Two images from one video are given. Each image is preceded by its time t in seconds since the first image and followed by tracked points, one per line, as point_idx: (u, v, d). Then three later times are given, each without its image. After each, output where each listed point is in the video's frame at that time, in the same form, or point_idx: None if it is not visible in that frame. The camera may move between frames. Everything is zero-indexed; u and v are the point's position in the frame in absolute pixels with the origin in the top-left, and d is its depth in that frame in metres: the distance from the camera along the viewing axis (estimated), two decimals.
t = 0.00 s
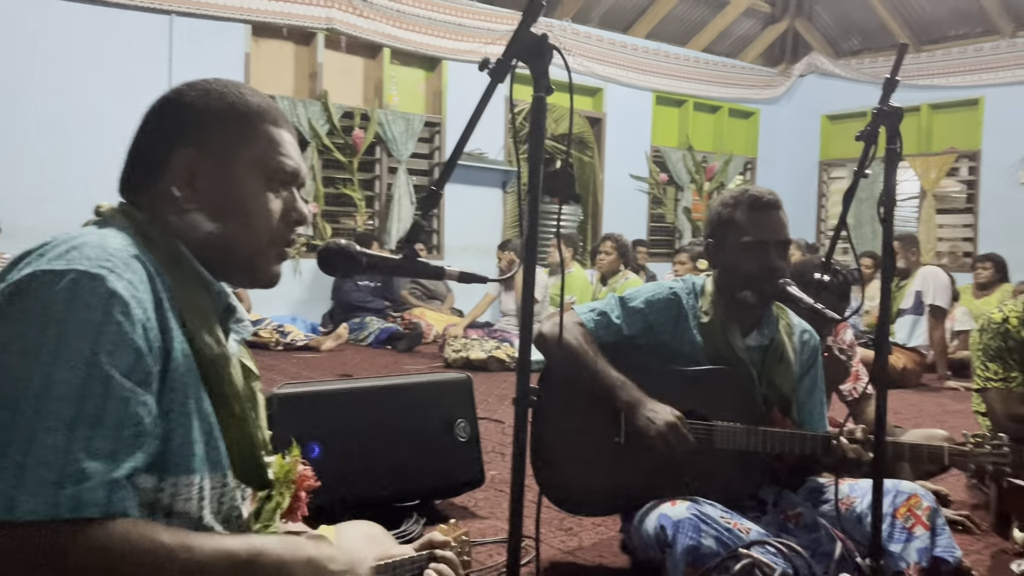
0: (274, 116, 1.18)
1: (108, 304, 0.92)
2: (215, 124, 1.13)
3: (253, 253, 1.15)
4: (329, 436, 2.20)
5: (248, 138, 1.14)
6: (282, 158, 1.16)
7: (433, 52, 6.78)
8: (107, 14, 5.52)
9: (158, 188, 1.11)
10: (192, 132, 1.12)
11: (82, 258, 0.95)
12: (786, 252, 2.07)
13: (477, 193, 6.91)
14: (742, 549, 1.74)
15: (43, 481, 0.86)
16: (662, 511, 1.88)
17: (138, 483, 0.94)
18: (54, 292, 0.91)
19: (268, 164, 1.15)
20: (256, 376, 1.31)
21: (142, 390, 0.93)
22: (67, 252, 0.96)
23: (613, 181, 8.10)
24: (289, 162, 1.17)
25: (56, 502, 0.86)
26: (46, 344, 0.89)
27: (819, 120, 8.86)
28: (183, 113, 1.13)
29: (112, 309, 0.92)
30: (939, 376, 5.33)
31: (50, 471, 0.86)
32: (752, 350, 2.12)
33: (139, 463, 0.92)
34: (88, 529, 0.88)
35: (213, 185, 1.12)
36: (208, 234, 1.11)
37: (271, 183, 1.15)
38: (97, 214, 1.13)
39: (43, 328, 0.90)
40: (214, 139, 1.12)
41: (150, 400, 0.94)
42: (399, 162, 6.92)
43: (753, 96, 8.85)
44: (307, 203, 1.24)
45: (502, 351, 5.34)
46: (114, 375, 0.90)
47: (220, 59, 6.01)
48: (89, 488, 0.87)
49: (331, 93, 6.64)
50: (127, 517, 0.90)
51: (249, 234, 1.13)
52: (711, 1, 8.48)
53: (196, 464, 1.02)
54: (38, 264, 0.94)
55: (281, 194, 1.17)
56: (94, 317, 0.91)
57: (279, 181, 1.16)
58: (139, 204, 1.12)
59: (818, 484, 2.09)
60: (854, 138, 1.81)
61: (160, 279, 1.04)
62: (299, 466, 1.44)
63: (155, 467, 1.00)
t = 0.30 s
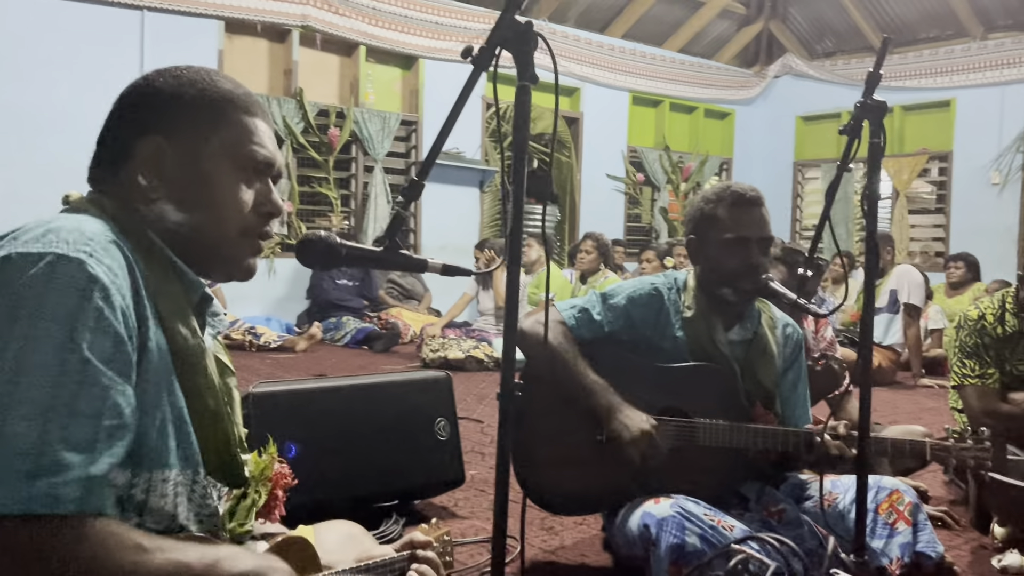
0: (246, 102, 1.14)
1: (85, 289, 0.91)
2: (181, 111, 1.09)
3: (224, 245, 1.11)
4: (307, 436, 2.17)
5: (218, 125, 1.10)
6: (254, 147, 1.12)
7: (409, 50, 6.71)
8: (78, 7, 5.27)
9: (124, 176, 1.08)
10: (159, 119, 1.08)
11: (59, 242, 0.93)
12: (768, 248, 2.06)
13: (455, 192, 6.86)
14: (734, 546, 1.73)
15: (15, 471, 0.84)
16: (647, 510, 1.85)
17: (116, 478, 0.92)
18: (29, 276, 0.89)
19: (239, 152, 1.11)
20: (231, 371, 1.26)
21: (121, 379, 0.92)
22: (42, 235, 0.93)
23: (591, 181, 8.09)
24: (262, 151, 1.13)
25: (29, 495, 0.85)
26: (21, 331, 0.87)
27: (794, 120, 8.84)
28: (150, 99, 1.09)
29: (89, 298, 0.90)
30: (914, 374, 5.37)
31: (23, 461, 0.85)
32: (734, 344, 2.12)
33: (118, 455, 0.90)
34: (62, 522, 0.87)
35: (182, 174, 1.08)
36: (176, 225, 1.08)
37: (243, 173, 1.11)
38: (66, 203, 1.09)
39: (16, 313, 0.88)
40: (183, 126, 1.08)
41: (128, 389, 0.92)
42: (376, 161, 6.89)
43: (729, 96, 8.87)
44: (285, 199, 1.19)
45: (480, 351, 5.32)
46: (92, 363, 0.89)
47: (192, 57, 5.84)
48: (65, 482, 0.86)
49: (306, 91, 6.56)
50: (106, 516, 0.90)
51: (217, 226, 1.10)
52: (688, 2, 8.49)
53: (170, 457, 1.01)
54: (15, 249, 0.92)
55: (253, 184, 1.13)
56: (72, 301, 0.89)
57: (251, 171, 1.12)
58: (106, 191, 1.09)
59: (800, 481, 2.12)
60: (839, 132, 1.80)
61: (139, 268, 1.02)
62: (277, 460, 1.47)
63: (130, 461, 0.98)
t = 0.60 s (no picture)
0: (227, 92, 1.12)
1: (69, 280, 0.88)
2: (160, 100, 1.06)
3: (202, 236, 1.09)
4: (286, 436, 2.13)
5: (197, 116, 1.08)
6: (235, 137, 1.10)
7: (390, 48, 6.67)
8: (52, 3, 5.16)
9: (102, 167, 1.05)
10: (135, 109, 1.06)
11: (38, 233, 0.89)
12: (753, 246, 2.05)
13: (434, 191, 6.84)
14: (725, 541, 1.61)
15: None
16: (631, 508, 1.85)
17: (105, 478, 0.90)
18: (9, 267, 0.86)
19: (219, 143, 1.09)
20: (214, 367, 1.26)
21: (106, 372, 0.89)
22: (19, 226, 0.90)
23: (570, 181, 8.10)
24: (244, 142, 1.11)
25: (15, 492, 0.83)
26: None
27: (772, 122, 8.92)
28: (127, 89, 1.06)
29: (73, 290, 0.87)
30: (890, 372, 5.43)
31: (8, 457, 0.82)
32: (718, 341, 2.12)
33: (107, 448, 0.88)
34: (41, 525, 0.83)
35: (159, 166, 1.05)
36: (156, 217, 1.06)
37: (223, 163, 1.09)
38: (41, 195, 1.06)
39: None
40: (162, 114, 1.06)
41: (112, 384, 0.89)
42: (355, 159, 6.82)
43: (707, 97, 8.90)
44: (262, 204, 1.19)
45: (460, 350, 5.30)
46: (77, 356, 0.86)
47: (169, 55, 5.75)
48: (53, 481, 0.83)
49: (285, 88, 6.51)
50: (94, 517, 0.87)
51: (197, 217, 1.08)
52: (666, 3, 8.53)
53: (151, 454, 0.98)
54: None
55: (233, 174, 1.11)
56: (54, 293, 0.87)
57: (232, 161, 1.10)
58: (83, 182, 1.06)
59: (784, 479, 2.12)
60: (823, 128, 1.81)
61: (120, 261, 0.99)
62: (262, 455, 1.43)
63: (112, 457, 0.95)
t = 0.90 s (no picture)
0: (218, 82, 1.12)
1: (44, 270, 0.87)
2: (150, 86, 1.05)
3: (191, 224, 1.09)
4: (270, 434, 2.10)
5: (188, 104, 1.07)
6: (225, 126, 1.10)
7: (371, 46, 6.69)
8: None
9: (88, 156, 1.04)
10: (124, 94, 1.05)
11: (13, 222, 0.89)
12: (741, 243, 2.05)
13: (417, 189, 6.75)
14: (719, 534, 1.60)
15: None
16: (619, 504, 1.85)
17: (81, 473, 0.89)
18: None
19: (209, 131, 1.08)
20: (199, 362, 1.24)
21: (81, 366, 0.89)
22: None
23: (553, 181, 8.05)
24: (233, 132, 1.11)
25: None
26: None
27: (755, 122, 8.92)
28: (115, 74, 1.05)
29: (50, 275, 0.87)
30: (871, 371, 5.46)
31: None
32: (705, 338, 2.13)
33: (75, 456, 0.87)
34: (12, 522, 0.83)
35: (148, 153, 1.05)
36: (144, 203, 1.05)
37: (213, 152, 1.09)
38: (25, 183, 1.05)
39: None
40: (149, 102, 1.05)
41: (88, 377, 0.89)
42: (337, 157, 6.76)
43: (690, 97, 8.91)
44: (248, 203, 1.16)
45: (443, 348, 5.28)
46: (53, 348, 0.85)
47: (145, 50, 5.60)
48: (32, 477, 0.82)
49: (264, 86, 6.43)
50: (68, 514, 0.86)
51: (186, 205, 1.07)
52: (648, 3, 8.53)
53: (135, 449, 0.98)
54: None
55: (224, 164, 1.11)
56: (31, 280, 0.86)
57: (223, 151, 1.10)
58: (69, 172, 1.05)
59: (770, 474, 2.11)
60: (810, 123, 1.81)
61: (102, 253, 0.98)
62: (247, 452, 1.45)
63: (94, 453, 0.95)
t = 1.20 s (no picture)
0: (214, 75, 1.14)
1: (23, 253, 0.88)
2: (148, 70, 1.08)
3: (167, 216, 1.09)
4: (255, 428, 2.08)
5: (181, 92, 1.09)
6: (215, 118, 1.12)
7: (354, 42, 6.63)
8: None
9: (70, 130, 1.05)
10: (116, 74, 1.07)
11: None
12: (729, 237, 2.04)
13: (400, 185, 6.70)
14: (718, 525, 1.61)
15: None
16: (607, 498, 1.84)
17: (57, 460, 0.91)
18: None
19: (198, 123, 1.10)
20: (184, 351, 1.23)
21: (62, 352, 0.89)
22: None
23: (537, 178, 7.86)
24: (224, 123, 1.12)
25: None
26: None
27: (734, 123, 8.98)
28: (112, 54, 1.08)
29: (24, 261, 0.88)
30: (853, 369, 5.50)
31: None
32: (692, 333, 2.10)
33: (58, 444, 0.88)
34: None
35: (133, 135, 1.06)
36: (125, 183, 1.06)
37: (200, 145, 1.11)
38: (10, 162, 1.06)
39: None
40: (143, 87, 1.07)
41: (71, 363, 0.90)
42: (319, 153, 6.76)
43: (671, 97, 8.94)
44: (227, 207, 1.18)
45: (427, 347, 5.26)
46: (29, 337, 0.86)
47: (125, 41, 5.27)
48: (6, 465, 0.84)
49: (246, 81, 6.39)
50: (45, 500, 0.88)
51: (164, 189, 1.08)
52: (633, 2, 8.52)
53: (123, 441, 0.99)
54: None
55: (211, 158, 1.12)
56: (7, 266, 0.87)
57: (212, 145, 1.12)
58: (53, 150, 1.06)
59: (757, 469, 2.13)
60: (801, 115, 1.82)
61: (84, 237, 0.99)
62: (236, 441, 1.41)
63: (75, 446, 0.96)
